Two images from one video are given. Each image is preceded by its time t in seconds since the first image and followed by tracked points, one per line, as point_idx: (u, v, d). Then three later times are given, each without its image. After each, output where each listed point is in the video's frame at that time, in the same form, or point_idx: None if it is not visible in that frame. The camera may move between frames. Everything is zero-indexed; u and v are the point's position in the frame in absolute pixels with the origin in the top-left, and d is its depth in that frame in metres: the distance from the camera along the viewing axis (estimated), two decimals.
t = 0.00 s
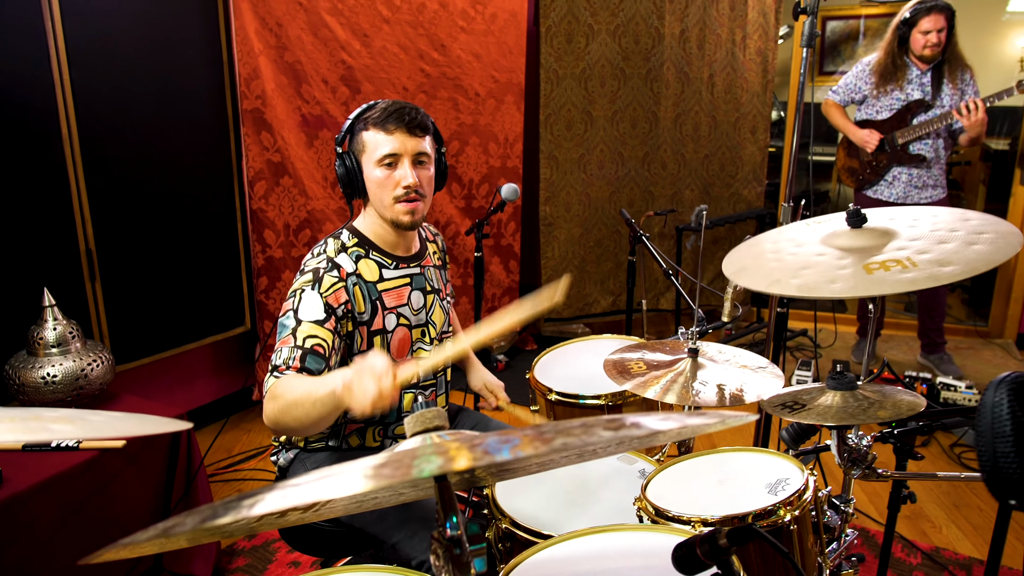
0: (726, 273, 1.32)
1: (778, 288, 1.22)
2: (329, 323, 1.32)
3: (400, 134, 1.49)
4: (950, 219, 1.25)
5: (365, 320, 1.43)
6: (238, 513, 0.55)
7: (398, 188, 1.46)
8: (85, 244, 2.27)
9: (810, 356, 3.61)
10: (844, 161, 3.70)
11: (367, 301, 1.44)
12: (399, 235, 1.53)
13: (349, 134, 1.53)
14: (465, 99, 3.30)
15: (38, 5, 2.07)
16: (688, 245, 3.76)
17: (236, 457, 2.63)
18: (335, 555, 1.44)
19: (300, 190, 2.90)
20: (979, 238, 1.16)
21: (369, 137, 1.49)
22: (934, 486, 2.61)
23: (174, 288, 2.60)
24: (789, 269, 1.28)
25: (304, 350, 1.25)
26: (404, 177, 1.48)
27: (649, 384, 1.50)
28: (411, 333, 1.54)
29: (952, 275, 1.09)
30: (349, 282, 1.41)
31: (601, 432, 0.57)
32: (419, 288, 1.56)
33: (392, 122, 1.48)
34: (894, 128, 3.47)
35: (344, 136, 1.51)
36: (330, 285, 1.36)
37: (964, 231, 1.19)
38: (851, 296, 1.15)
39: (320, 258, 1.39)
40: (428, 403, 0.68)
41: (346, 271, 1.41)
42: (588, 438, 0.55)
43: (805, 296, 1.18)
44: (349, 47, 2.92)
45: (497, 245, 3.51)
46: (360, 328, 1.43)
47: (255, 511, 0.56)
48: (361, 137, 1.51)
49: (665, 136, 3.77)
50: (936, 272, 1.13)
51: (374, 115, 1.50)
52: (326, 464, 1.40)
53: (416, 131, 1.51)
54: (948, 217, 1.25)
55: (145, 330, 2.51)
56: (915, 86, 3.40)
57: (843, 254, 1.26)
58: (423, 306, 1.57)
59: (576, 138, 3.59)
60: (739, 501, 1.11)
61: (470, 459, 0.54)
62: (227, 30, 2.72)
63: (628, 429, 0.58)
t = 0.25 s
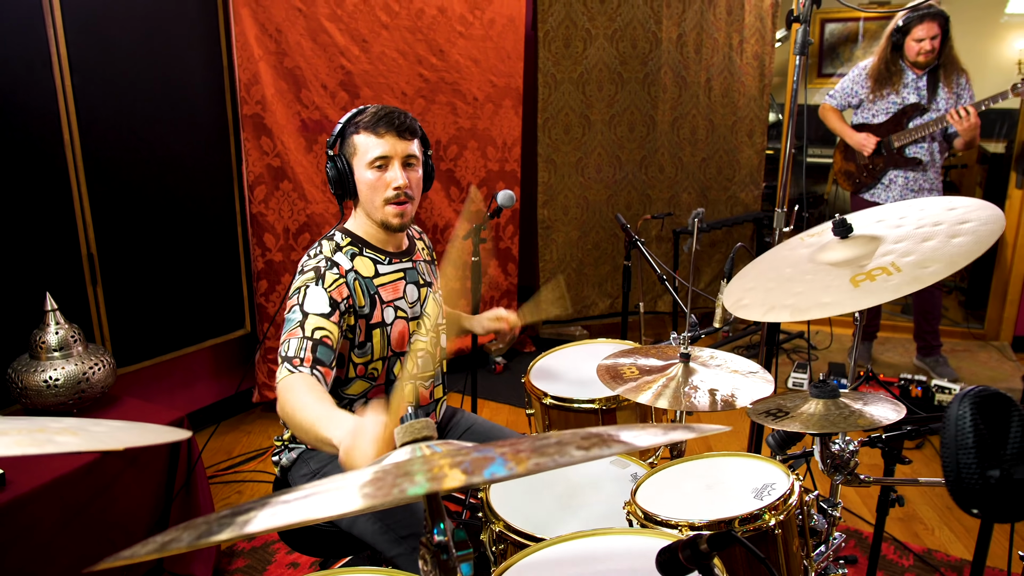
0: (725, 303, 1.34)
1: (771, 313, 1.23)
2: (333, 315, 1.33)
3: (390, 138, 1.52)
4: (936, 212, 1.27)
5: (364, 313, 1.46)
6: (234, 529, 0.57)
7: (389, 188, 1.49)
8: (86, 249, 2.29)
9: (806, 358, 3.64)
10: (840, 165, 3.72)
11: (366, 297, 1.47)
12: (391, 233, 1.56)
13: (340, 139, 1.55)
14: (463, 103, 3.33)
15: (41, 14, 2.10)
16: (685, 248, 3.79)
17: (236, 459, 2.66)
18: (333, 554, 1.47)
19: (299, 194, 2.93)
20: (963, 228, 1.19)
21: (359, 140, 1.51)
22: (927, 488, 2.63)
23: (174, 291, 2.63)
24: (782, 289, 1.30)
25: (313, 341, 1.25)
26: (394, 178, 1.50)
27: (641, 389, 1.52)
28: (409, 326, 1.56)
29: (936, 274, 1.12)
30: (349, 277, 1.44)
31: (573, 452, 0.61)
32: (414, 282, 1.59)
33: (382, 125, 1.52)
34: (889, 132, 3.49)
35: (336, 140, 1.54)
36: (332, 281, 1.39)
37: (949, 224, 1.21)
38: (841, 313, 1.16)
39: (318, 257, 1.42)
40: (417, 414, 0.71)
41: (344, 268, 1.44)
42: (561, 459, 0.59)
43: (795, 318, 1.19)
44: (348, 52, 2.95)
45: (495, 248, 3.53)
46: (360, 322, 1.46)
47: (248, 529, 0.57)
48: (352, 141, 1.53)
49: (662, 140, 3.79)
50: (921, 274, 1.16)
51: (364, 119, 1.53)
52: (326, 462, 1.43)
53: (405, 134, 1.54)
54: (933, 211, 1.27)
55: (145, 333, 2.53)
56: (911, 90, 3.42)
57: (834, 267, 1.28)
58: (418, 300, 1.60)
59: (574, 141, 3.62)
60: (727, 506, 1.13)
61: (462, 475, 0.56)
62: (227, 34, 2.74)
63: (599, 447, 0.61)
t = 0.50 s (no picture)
0: (703, 291, 1.37)
1: (748, 308, 1.28)
2: (326, 320, 1.36)
3: (386, 151, 1.54)
4: (919, 231, 1.29)
5: (357, 316, 1.49)
6: (226, 522, 0.60)
7: (381, 201, 1.52)
8: (84, 252, 2.31)
9: (800, 360, 3.67)
10: (833, 167, 3.75)
11: (359, 301, 1.49)
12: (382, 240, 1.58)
13: (337, 146, 1.58)
14: (459, 107, 3.35)
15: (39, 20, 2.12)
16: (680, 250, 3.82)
17: (233, 461, 2.68)
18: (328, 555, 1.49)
19: (296, 198, 2.95)
20: (943, 251, 1.21)
21: (355, 151, 1.53)
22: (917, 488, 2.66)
23: (172, 294, 2.65)
24: (760, 286, 1.33)
25: (306, 345, 1.29)
26: (387, 191, 1.53)
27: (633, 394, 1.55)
28: (401, 329, 1.59)
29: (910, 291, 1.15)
30: (343, 282, 1.47)
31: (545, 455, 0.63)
32: (405, 287, 1.62)
33: (378, 138, 1.53)
34: (882, 135, 3.52)
35: (332, 148, 1.56)
36: (326, 286, 1.41)
37: (929, 245, 1.23)
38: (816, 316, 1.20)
39: (312, 261, 1.44)
40: (404, 420, 0.74)
41: (338, 272, 1.46)
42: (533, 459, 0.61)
43: (772, 314, 1.24)
44: (344, 56, 2.98)
45: (491, 250, 3.56)
46: (353, 325, 1.48)
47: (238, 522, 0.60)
48: (348, 150, 1.55)
49: (657, 142, 3.82)
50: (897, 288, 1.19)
51: (360, 130, 1.54)
52: (317, 459, 1.46)
53: (400, 147, 1.55)
54: (917, 230, 1.29)
55: (143, 336, 2.55)
56: (903, 93, 3.46)
57: (813, 272, 1.31)
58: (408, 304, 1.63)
59: (569, 144, 3.64)
60: (711, 507, 1.16)
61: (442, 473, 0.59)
62: (224, 39, 2.76)
63: (570, 450, 0.64)
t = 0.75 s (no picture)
0: (684, 292, 1.39)
1: (726, 310, 1.30)
2: (305, 330, 1.38)
3: (374, 156, 1.56)
4: (893, 236, 1.33)
5: (343, 323, 1.50)
6: (209, 523, 0.61)
7: (369, 206, 1.54)
8: (74, 256, 2.32)
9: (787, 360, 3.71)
10: (820, 169, 3.78)
11: (345, 306, 1.51)
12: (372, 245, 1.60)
13: (326, 153, 1.60)
14: (448, 110, 3.37)
15: (28, 26, 2.13)
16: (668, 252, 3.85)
17: (223, 462, 2.69)
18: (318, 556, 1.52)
19: (286, 201, 2.96)
20: (916, 256, 1.26)
21: (344, 157, 1.55)
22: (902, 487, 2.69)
23: (162, 297, 2.66)
24: (739, 289, 1.36)
25: (278, 356, 1.31)
26: (375, 196, 1.55)
27: (616, 393, 1.57)
28: (389, 334, 1.60)
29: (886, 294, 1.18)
30: (327, 289, 1.48)
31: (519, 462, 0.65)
32: (394, 293, 1.64)
33: (366, 145, 1.55)
34: (867, 137, 3.56)
35: (322, 155, 1.58)
36: (308, 294, 1.43)
37: (903, 249, 1.28)
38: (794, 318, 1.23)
39: (299, 267, 1.46)
40: (386, 423, 0.77)
41: (323, 279, 1.48)
42: (503, 467, 0.64)
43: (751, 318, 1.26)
44: (334, 60, 2.99)
45: (480, 252, 3.58)
46: (338, 331, 1.50)
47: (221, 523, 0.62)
48: (337, 156, 1.57)
49: (646, 144, 3.84)
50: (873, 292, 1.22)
51: (349, 137, 1.56)
52: (306, 462, 1.48)
53: (388, 153, 1.58)
54: (891, 234, 1.34)
55: (133, 339, 2.57)
56: (888, 96, 3.49)
57: (791, 275, 1.34)
58: (398, 309, 1.65)
59: (558, 146, 3.67)
60: (692, 505, 1.18)
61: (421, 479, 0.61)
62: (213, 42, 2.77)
63: (542, 455, 0.66)
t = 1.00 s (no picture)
0: (674, 304, 1.40)
1: (713, 317, 1.31)
2: (284, 345, 1.40)
3: (367, 160, 1.58)
4: (874, 231, 1.36)
5: (330, 330, 1.52)
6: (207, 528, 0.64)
7: (363, 209, 1.56)
8: (68, 258, 2.34)
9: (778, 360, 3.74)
10: (810, 170, 3.81)
11: (333, 312, 1.53)
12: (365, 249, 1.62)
13: (320, 157, 1.61)
14: (441, 112, 3.39)
15: (22, 29, 2.14)
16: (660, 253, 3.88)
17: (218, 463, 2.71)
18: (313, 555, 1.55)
19: (280, 203, 2.98)
20: (895, 248, 1.28)
21: (338, 161, 1.58)
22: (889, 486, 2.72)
23: (156, 299, 2.68)
24: (725, 298, 1.37)
25: (252, 375, 1.33)
26: (369, 201, 1.57)
27: (607, 393, 1.60)
28: (380, 339, 1.62)
29: (864, 288, 1.21)
30: (313, 298, 1.49)
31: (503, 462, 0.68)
32: (387, 297, 1.66)
33: (360, 148, 1.57)
34: (857, 138, 3.60)
35: (316, 159, 1.60)
36: (291, 305, 1.45)
37: (883, 243, 1.30)
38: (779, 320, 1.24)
39: (286, 276, 1.48)
40: (373, 423, 0.79)
41: (308, 288, 1.49)
42: (484, 463, 0.66)
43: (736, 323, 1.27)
44: (327, 63, 3.01)
45: (473, 253, 3.60)
46: (326, 338, 1.52)
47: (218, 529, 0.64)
48: (332, 160, 1.60)
49: (638, 146, 3.87)
50: (853, 288, 1.25)
51: (343, 140, 1.59)
52: (299, 467, 1.52)
53: (383, 157, 1.60)
54: (871, 231, 1.36)
55: (128, 341, 2.58)
56: (878, 97, 3.53)
57: (775, 279, 1.36)
58: (391, 314, 1.66)
59: (550, 148, 3.69)
60: (676, 503, 1.21)
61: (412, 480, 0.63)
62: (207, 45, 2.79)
63: (518, 452, 0.68)
